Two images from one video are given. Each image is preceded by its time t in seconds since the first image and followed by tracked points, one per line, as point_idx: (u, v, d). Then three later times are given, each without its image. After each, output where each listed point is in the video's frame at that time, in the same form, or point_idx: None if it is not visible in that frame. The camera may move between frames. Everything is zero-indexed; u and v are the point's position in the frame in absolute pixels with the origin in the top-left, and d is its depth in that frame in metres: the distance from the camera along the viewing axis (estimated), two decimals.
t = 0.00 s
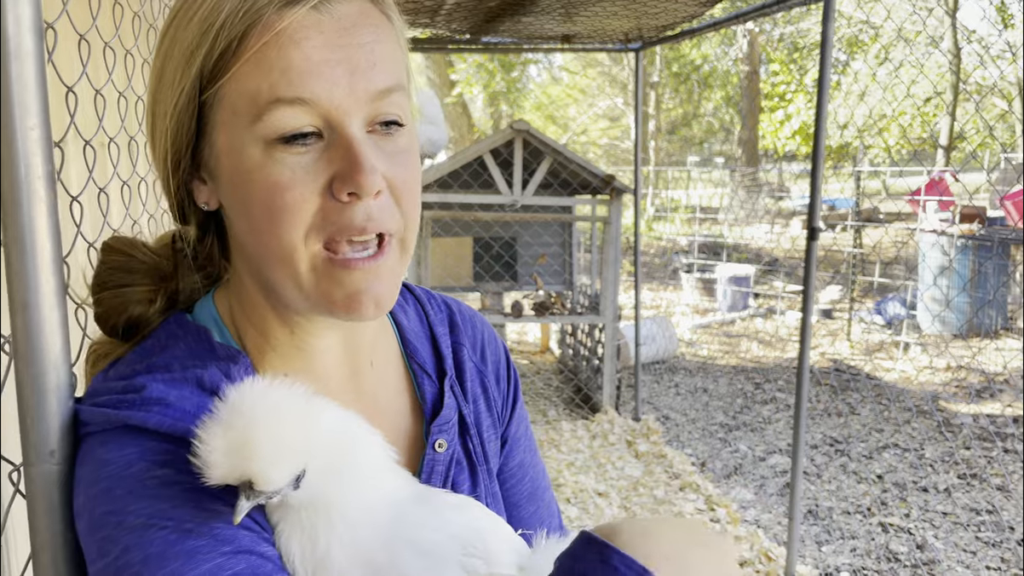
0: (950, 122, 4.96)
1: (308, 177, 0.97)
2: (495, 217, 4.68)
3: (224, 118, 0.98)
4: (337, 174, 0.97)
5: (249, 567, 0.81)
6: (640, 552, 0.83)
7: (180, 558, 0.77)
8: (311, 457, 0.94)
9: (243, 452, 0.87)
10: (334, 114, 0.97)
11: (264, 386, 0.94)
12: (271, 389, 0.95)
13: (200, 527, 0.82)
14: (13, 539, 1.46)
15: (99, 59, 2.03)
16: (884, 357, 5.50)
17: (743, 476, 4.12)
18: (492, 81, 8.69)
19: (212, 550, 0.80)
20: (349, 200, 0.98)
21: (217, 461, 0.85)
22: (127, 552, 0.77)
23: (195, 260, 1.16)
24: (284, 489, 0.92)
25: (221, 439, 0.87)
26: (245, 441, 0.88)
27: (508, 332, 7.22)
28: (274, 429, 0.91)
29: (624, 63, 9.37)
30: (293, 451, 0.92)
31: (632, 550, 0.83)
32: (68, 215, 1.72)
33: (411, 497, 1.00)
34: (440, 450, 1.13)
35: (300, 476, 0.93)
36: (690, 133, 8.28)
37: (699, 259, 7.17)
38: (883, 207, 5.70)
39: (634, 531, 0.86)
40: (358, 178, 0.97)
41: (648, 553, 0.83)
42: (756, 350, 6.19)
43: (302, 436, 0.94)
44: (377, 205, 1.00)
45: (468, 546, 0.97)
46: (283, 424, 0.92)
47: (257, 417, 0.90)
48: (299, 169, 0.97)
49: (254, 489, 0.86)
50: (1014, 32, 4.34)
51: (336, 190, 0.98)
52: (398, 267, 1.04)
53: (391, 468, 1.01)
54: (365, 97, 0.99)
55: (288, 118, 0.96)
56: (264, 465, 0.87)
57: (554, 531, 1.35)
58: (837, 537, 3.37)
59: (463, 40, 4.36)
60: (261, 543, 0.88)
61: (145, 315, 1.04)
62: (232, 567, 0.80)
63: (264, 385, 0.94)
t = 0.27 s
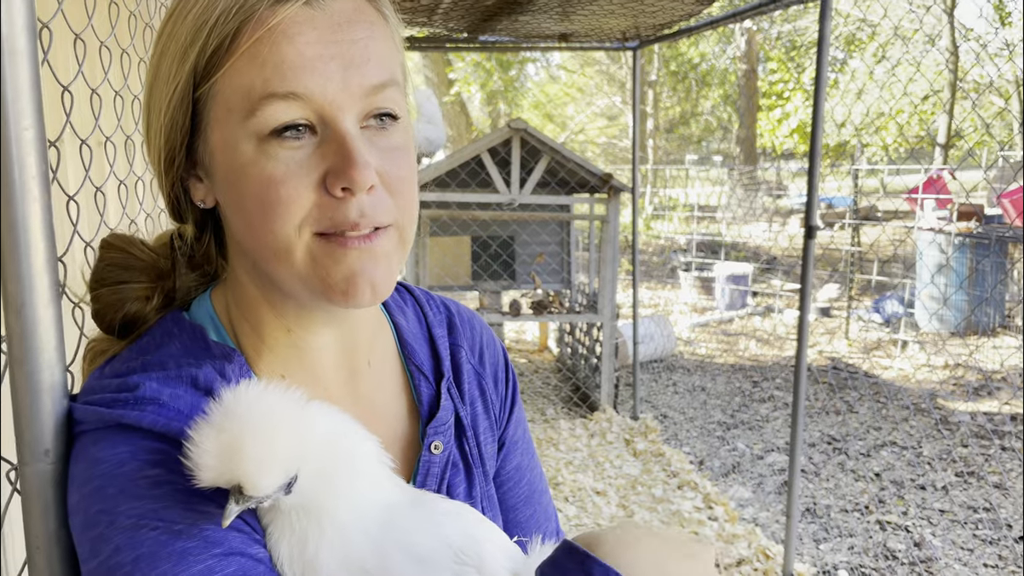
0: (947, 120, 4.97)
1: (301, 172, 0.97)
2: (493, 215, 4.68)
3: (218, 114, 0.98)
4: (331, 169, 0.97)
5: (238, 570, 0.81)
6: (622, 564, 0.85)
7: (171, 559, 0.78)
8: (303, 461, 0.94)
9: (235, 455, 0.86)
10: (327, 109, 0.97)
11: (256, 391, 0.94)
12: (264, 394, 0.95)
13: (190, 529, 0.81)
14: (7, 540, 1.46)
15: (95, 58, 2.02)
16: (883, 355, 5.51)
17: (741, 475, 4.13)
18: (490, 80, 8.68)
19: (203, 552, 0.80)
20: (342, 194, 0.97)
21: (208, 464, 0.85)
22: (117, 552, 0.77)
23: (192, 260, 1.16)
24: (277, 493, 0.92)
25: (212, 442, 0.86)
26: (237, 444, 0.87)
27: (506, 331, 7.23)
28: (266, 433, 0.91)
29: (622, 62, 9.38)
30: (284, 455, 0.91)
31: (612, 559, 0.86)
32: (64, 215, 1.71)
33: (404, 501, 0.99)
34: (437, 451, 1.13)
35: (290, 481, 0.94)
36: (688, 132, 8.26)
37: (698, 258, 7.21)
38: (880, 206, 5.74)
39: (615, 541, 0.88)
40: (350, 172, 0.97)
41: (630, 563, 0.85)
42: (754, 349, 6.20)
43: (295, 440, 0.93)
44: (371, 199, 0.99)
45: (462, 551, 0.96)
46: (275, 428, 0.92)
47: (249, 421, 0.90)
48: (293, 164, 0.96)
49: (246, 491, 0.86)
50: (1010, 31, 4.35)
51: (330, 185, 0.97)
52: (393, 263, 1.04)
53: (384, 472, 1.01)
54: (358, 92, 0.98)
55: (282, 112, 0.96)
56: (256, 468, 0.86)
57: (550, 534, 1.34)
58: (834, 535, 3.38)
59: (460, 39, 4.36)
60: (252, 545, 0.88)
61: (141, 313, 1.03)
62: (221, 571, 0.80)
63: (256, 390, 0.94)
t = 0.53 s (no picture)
0: (945, 119, 4.97)
1: (300, 171, 0.97)
2: (491, 214, 4.67)
3: (217, 114, 0.99)
4: (330, 168, 0.97)
5: (236, 567, 0.80)
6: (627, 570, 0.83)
7: (169, 556, 0.77)
8: (302, 460, 0.94)
9: (235, 451, 0.86)
10: (326, 110, 0.97)
11: (256, 389, 0.94)
12: (263, 392, 0.94)
13: (189, 526, 0.81)
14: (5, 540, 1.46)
15: (92, 58, 2.02)
16: (881, 354, 5.53)
17: (739, 473, 4.13)
18: (489, 80, 8.69)
19: (200, 550, 0.79)
20: (341, 194, 0.97)
21: (207, 461, 0.85)
22: (116, 550, 0.76)
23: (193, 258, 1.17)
24: (276, 490, 0.92)
25: (212, 439, 0.87)
26: (237, 441, 0.87)
27: (505, 330, 7.25)
28: (265, 431, 0.91)
29: (620, 61, 9.39)
30: (283, 453, 0.91)
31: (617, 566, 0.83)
32: (61, 215, 1.71)
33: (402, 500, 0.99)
34: (435, 450, 1.13)
35: (289, 479, 0.93)
36: (686, 131, 8.26)
37: (697, 256, 7.17)
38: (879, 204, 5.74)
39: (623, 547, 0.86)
40: (349, 172, 0.97)
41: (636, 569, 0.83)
42: (752, 348, 6.20)
43: (294, 438, 0.93)
44: (370, 198, 0.99)
45: (459, 549, 0.97)
46: (275, 426, 0.92)
47: (249, 419, 0.90)
48: (292, 163, 0.97)
49: (245, 489, 0.85)
50: (1008, 30, 4.36)
51: (329, 184, 0.97)
52: (392, 263, 1.04)
53: (382, 470, 1.01)
54: (357, 92, 0.98)
55: (281, 112, 0.96)
56: (256, 465, 0.86)
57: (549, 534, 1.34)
58: (832, 534, 3.38)
59: (459, 38, 4.36)
60: (250, 542, 0.87)
61: (140, 312, 1.04)
62: (220, 568, 0.79)
63: (256, 388, 0.94)
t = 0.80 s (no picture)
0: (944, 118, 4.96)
1: (303, 160, 0.97)
2: (491, 212, 4.67)
3: (220, 105, 0.99)
4: (332, 157, 0.97)
5: (240, 565, 0.80)
6: None
7: (173, 553, 0.77)
8: (314, 451, 0.94)
9: (248, 440, 0.87)
10: (329, 99, 0.97)
11: (271, 378, 0.94)
12: (278, 382, 0.95)
13: (193, 521, 0.80)
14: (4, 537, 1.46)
15: (90, 56, 2.01)
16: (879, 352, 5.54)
17: (738, 472, 4.13)
18: (487, 79, 8.67)
19: (204, 546, 0.79)
20: (344, 183, 0.97)
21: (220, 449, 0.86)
22: (122, 544, 0.76)
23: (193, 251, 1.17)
24: (287, 480, 0.92)
25: (227, 427, 0.87)
26: (250, 430, 0.88)
27: (504, 329, 7.25)
28: (278, 420, 0.91)
29: (619, 60, 9.39)
30: (297, 443, 0.92)
31: None
32: (59, 213, 1.70)
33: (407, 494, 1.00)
34: (433, 443, 1.13)
35: (302, 469, 0.93)
36: (685, 130, 8.26)
37: (696, 255, 7.24)
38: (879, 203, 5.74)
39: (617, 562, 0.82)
40: (352, 160, 0.97)
41: None
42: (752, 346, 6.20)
43: (306, 429, 0.94)
44: (372, 187, 0.99)
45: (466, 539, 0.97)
46: (289, 415, 0.92)
47: (264, 408, 0.91)
48: (295, 152, 0.97)
49: (256, 477, 0.87)
50: (1006, 29, 4.35)
51: (331, 173, 0.97)
52: (394, 252, 1.04)
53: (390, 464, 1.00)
54: (359, 82, 0.99)
55: (285, 100, 0.96)
56: (267, 455, 0.87)
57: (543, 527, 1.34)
58: (831, 532, 3.38)
59: (458, 37, 4.36)
60: (255, 536, 0.86)
61: (139, 305, 1.04)
62: (223, 565, 0.78)
63: (270, 377, 0.94)
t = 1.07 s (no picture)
0: (944, 117, 4.97)
1: (301, 159, 0.97)
2: (489, 213, 4.67)
3: (217, 104, 0.99)
4: (331, 155, 0.97)
5: None
6: None
7: None
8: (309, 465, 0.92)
9: (241, 454, 0.86)
10: (326, 97, 0.97)
11: (268, 393, 0.94)
12: (275, 398, 0.94)
13: (174, 540, 0.81)
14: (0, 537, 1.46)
15: (88, 56, 2.01)
16: (878, 352, 5.55)
17: (737, 472, 4.14)
18: (487, 78, 8.68)
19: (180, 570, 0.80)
20: (341, 181, 0.97)
21: (213, 461, 0.85)
22: (102, 557, 0.78)
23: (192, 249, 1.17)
24: (282, 495, 0.90)
25: (222, 440, 0.86)
26: (244, 443, 0.87)
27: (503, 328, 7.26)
28: (275, 435, 0.89)
29: (619, 59, 9.39)
30: (294, 458, 0.90)
31: None
32: (56, 213, 1.71)
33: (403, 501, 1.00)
34: (432, 442, 1.13)
35: (296, 484, 0.91)
36: (685, 129, 8.25)
37: (695, 255, 7.25)
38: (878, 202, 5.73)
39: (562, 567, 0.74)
40: (350, 157, 0.97)
41: None
42: (751, 346, 6.19)
43: (303, 444, 0.92)
44: (371, 185, 0.99)
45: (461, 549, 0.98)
46: (286, 431, 0.91)
47: (260, 422, 0.90)
48: (293, 150, 0.97)
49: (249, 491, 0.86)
50: (1006, 29, 4.36)
51: (329, 171, 0.97)
52: (394, 251, 1.03)
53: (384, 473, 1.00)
54: (356, 79, 0.99)
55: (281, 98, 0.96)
56: (259, 469, 0.86)
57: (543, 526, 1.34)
58: (829, 531, 3.38)
59: (458, 36, 4.36)
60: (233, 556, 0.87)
61: (137, 302, 1.04)
62: None
63: (267, 393, 0.93)
